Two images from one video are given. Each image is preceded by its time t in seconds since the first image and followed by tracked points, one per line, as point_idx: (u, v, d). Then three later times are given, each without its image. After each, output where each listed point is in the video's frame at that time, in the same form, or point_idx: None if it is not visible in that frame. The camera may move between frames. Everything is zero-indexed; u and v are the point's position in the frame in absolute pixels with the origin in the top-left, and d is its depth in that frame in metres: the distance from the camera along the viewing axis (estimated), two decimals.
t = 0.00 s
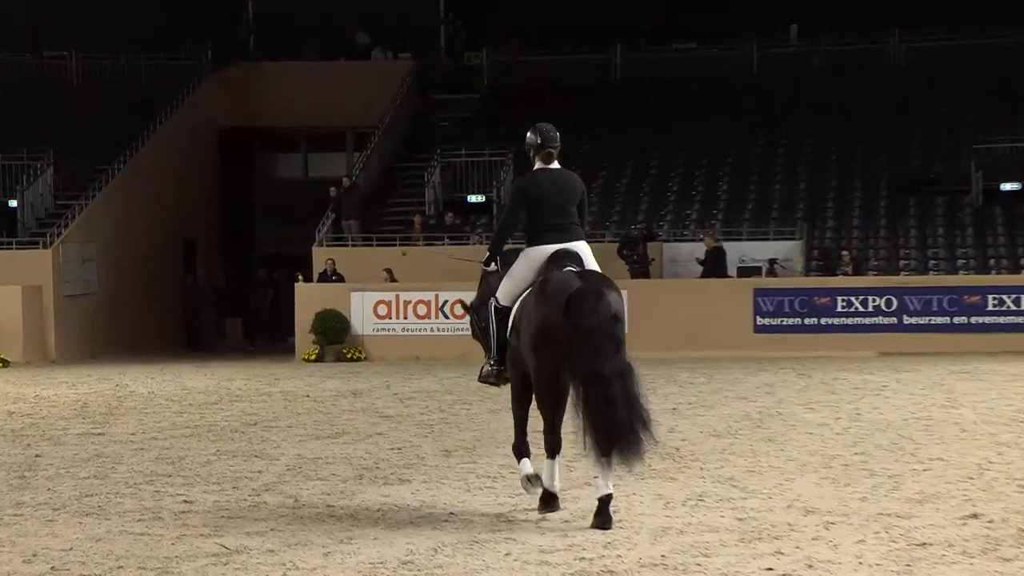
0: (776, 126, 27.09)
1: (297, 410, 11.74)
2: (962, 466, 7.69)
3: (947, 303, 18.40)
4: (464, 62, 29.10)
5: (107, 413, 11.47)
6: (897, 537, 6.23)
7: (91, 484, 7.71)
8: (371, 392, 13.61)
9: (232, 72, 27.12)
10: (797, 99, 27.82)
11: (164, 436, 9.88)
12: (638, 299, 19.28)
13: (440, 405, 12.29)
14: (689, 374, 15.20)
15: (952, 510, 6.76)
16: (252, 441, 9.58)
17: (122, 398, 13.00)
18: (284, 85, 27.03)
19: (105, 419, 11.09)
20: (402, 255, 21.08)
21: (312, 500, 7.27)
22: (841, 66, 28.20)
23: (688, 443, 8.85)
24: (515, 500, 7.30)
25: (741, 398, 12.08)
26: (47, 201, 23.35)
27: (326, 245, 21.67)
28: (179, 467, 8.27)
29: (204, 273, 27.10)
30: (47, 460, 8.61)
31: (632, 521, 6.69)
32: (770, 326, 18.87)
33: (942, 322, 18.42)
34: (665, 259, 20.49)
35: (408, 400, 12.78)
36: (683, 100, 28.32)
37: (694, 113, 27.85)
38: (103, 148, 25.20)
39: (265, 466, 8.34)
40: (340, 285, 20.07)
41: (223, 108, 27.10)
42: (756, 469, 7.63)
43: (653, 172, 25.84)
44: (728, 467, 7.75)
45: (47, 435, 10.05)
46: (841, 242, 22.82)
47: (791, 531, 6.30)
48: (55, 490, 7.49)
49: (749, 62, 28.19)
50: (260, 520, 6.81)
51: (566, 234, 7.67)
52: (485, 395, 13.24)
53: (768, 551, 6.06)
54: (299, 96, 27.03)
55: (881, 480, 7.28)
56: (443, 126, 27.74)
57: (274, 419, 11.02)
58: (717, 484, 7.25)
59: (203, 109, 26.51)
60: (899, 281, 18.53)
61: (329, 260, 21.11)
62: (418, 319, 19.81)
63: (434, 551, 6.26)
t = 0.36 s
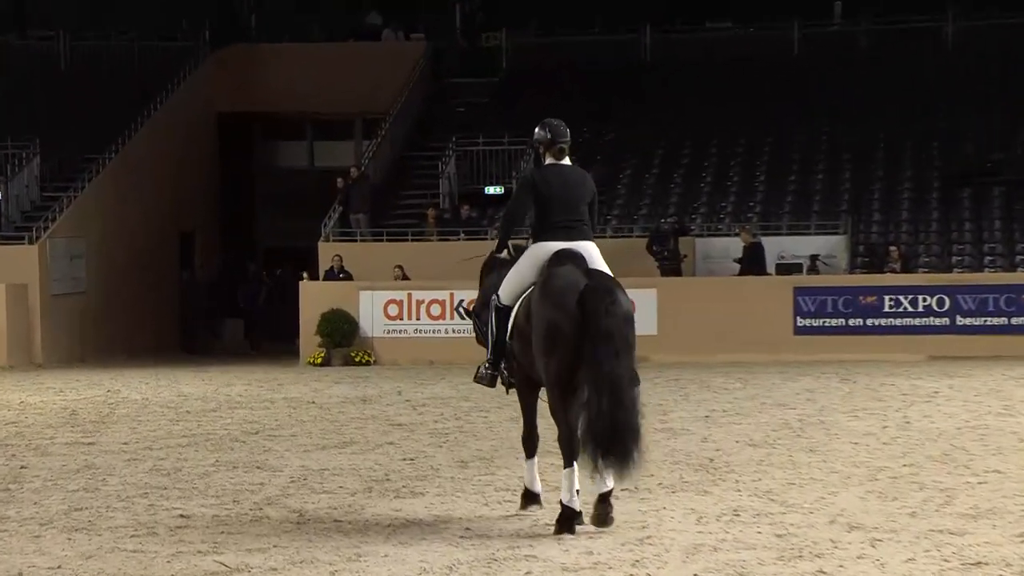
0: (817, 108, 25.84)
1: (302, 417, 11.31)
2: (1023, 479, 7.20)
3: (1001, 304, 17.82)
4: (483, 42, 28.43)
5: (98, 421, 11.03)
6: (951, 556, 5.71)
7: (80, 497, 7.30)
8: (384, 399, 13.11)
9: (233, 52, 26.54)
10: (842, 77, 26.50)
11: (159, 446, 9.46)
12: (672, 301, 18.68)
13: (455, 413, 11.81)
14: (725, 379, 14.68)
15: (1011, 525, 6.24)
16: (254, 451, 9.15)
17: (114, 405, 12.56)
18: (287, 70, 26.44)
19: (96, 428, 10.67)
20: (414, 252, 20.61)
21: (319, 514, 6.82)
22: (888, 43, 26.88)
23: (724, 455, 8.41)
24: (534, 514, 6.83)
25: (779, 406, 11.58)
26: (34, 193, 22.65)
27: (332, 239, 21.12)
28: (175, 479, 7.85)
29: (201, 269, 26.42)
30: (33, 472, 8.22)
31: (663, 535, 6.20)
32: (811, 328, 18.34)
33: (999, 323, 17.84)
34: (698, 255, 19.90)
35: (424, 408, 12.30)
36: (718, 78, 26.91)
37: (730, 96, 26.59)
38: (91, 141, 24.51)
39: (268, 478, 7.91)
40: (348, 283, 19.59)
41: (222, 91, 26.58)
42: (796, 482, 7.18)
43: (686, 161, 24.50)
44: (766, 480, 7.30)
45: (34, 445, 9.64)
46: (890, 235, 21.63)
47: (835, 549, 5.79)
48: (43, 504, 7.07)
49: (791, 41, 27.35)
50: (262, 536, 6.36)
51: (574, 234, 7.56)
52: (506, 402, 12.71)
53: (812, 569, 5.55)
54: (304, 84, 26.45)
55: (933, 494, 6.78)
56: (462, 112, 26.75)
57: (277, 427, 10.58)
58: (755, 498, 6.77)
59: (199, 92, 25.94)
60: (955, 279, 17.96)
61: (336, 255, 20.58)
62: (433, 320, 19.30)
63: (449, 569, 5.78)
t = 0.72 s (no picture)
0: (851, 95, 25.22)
1: (310, 424, 10.98)
2: None
3: None
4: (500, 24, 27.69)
5: (92, 429, 10.70)
6: (999, 573, 5.30)
7: (71, 510, 6.99)
8: (397, 405, 12.72)
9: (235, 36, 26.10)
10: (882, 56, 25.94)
11: (156, 455, 9.13)
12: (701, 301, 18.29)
13: (470, 420, 11.44)
14: (758, 384, 14.25)
15: None
16: (256, 460, 8.80)
17: (107, 411, 12.23)
18: (293, 53, 26.01)
19: (88, 435, 10.35)
20: (425, 250, 20.22)
21: (325, 527, 6.47)
22: (929, 23, 26.39)
23: (758, 466, 8.04)
24: (556, 530, 6.41)
25: (815, 413, 11.18)
26: (23, 184, 22.20)
27: (339, 236, 20.55)
28: (172, 490, 7.53)
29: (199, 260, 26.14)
30: (20, 484, 7.92)
31: (692, 549, 5.82)
32: (850, 329, 17.89)
33: None
34: (728, 250, 19.51)
35: (438, 414, 11.92)
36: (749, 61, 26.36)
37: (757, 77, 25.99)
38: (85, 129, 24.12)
39: (271, 489, 7.56)
40: (356, 283, 19.21)
41: (224, 76, 26.15)
42: (833, 494, 6.81)
43: (716, 151, 23.95)
44: (802, 491, 6.92)
45: (24, 454, 9.33)
46: (935, 231, 21.21)
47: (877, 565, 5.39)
48: (31, 518, 6.75)
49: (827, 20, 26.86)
50: (264, 550, 6.00)
51: (580, 237, 7.44)
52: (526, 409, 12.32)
53: None
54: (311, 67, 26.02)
55: (982, 507, 6.38)
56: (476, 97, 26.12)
57: (281, 435, 10.22)
58: (790, 511, 6.38)
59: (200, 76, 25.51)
60: (1003, 278, 17.48)
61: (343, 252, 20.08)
62: (446, 321, 18.95)
63: None
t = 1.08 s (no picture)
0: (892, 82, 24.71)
1: (322, 431, 10.74)
2: None
3: None
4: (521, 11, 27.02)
5: (90, 436, 10.43)
6: None
7: (70, 521, 6.75)
8: (410, 411, 12.45)
9: (248, 28, 26.20)
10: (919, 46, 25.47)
11: (158, 463, 8.87)
12: (729, 304, 18.09)
13: (488, 426, 11.19)
14: (792, 390, 13.97)
15: None
16: (264, 468, 8.52)
17: (108, 417, 11.95)
18: (307, 45, 26.07)
19: (86, 442, 10.09)
20: (441, 247, 19.88)
21: (336, 538, 6.19)
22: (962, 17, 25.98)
23: (792, 476, 7.87)
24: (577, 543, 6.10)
25: (853, 419, 10.95)
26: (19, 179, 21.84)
27: (350, 233, 20.16)
28: (176, 500, 7.27)
29: (206, 267, 25.93)
30: (16, 494, 7.67)
31: (722, 563, 5.52)
32: (887, 331, 17.62)
33: None
34: (760, 250, 19.11)
35: (457, 420, 11.67)
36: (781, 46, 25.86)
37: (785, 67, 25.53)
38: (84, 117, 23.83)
39: (279, 499, 7.28)
40: (369, 282, 18.92)
41: (237, 74, 26.26)
42: (872, 506, 6.60)
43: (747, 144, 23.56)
44: (839, 503, 6.72)
45: (21, 462, 9.07)
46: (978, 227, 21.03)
47: None
48: (29, 529, 6.50)
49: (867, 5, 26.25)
50: (270, 563, 5.72)
51: (588, 227, 7.48)
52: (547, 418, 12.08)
53: None
54: (328, 59, 26.10)
55: None
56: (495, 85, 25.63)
57: (290, 442, 9.95)
58: (826, 523, 6.14)
59: (207, 70, 25.46)
60: None
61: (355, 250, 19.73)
62: (462, 322, 18.66)
63: None
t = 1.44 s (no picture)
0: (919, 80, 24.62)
1: (340, 435, 10.62)
2: None
3: None
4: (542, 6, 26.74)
5: (103, 441, 10.32)
6: None
7: (82, 527, 6.63)
8: (430, 415, 12.32)
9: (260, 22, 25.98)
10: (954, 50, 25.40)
11: (172, 468, 8.75)
12: (758, 307, 17.81)
13: (510, 430, 11.08)
14: (825, 393, 13.82)
15: None
16: (280, 474, 8.39)
17: (120, 422, 11.82)
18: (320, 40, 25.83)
19: (98, 447, 9.96)
20: (461, 247, 19.68)
21: (354, 546, 6.05)
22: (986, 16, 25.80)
23: (824, 483, 7.81)
24: (601, 550, 5.96)
25: (887, 425, 10.85)
26: (30, 176, 21.70)
27: (369, 232, 19.99)
28: (190, 507, 7.14)
29: (219, 261, 25.84)
30: (27, 500, 7.55)
31: (753, 572, 5.39)
32: (922, 333, 17.43)
33: None
34: (791, 248, 19.07)
35: (479, 424, 11.55)
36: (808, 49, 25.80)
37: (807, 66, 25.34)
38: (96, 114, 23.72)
39: (296, 505, 7.15)
40: (388, 283, 18.75)
41: (250, 68, 26.04)
42: (906, 514, 6.53)
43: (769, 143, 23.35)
44: (873, 510, 6.67)
45: (32, 468, 8.95)
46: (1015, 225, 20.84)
47: None
48: (39, 536, 6.39)
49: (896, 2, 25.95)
50: (286, 571, 5.57)
51: (587, 229, 7.73)
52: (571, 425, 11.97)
53: None
54: (339, 57, 25.84)
55: None
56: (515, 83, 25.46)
57: (307, 447, 9.82)
58: (860, 532, 6.06)
59: (221, 64, 25.28)
60: None
61: (374, 249, 19.58)
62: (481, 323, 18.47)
63: None
